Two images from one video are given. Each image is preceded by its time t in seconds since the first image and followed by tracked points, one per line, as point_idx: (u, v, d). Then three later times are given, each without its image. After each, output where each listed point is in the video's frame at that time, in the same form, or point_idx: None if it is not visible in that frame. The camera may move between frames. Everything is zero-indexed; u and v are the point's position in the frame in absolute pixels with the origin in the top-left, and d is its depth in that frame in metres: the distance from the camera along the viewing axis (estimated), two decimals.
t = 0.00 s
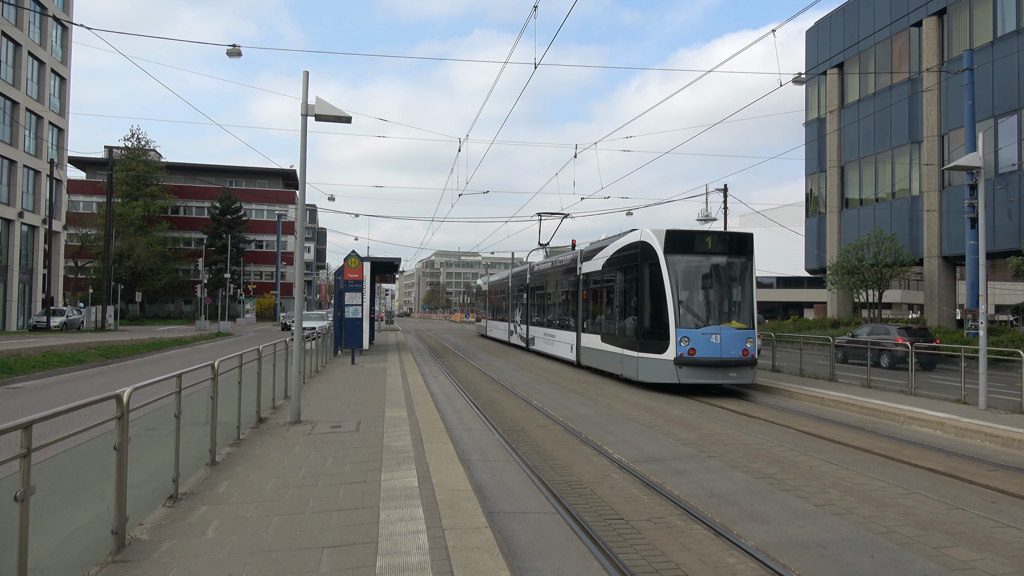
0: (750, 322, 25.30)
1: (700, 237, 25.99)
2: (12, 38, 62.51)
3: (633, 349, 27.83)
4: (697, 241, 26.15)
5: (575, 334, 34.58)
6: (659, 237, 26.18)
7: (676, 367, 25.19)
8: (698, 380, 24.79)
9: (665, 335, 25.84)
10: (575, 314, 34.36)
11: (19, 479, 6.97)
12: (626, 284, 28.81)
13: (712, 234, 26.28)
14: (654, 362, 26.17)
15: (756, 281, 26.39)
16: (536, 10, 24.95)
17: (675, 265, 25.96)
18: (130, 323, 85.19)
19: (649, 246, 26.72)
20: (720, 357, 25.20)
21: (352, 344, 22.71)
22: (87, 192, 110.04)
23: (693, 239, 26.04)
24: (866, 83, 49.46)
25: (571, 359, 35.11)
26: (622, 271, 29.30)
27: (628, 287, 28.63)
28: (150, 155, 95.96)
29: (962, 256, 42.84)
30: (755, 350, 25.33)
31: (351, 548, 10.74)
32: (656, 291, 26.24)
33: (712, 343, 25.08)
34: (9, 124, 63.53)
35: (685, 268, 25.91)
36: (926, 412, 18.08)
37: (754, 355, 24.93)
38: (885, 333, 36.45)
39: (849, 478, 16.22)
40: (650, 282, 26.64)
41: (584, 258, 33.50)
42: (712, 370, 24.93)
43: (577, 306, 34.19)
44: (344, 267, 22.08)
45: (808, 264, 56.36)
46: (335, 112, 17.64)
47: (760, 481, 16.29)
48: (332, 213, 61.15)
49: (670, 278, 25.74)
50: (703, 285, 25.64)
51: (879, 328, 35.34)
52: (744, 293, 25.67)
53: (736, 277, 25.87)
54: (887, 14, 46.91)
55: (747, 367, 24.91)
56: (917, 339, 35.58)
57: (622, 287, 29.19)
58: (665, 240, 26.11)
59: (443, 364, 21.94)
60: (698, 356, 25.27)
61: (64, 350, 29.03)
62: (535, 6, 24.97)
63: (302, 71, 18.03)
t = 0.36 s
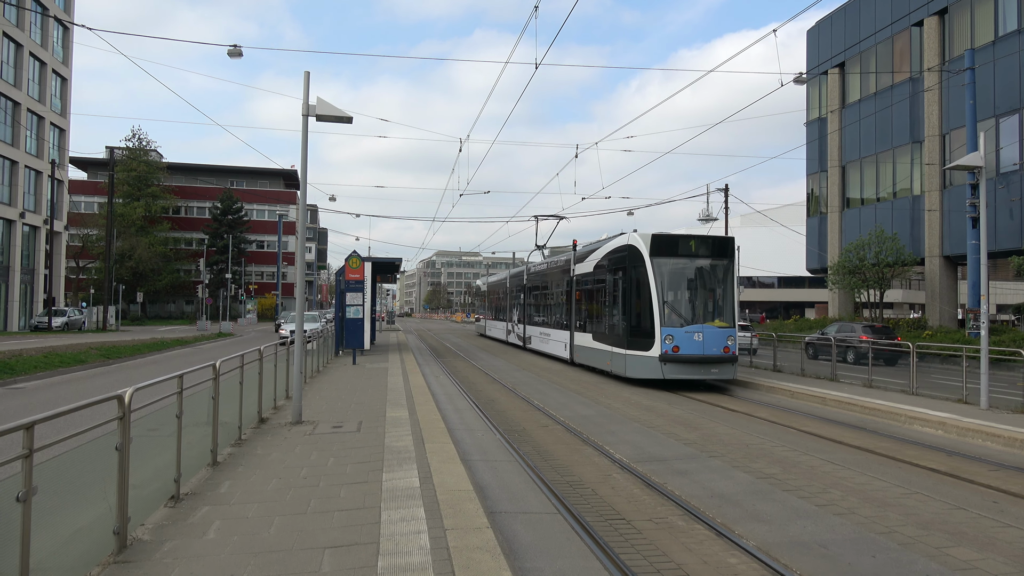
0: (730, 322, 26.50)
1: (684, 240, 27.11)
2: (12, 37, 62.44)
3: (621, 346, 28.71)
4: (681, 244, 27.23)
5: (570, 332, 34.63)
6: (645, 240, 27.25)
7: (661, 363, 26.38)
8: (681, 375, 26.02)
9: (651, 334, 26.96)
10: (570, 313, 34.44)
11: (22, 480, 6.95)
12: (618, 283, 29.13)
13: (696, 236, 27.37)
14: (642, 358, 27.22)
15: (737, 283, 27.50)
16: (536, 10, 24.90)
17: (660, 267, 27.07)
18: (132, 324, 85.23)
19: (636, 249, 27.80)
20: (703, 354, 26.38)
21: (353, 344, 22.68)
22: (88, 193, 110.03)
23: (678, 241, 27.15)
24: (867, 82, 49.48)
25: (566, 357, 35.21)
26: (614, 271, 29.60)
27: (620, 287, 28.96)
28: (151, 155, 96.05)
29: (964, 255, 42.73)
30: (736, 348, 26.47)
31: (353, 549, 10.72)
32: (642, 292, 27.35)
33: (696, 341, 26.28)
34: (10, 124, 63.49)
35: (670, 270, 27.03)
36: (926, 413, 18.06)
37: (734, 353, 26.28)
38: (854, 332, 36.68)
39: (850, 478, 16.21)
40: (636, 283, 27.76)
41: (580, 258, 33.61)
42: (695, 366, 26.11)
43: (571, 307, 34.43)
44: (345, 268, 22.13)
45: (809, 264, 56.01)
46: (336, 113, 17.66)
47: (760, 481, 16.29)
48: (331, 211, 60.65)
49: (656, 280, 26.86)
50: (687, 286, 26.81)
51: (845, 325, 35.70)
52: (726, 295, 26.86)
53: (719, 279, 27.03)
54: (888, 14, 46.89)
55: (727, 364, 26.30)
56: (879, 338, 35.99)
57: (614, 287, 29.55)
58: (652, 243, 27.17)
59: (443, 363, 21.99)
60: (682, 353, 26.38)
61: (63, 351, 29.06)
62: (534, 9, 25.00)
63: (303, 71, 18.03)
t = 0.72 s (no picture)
0: (731, 324, 25.62)
1: (685, 240, 26.04)
2: None
3: (620, 349, 27.61)
4: (682, 244, 26.15)
5: (570, 335, 33.18)
6: (645, 240, 26.18)
7: (660, 366, 25.43)
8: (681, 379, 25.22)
9: (650, 336, 25.92)
10: (571, 315, 32.97)
11: None
12: (617, 285, 27.78)
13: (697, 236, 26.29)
14: (640, 361, 26.21)
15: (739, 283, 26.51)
16: None
17: (660, 268, 26.02)
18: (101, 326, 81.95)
19: (633, 248, 26.73)
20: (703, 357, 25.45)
21: (342, 349, 21.23)
22: (52, 184, 107.85)
23: (678, 241, 26.10)
24: (904, 62, 47.96)
25: (567, 361, 33.77)
26: (614, 271, 28.25)
27: (619, 288, 27.60)
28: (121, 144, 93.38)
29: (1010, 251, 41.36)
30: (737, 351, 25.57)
31: None
32: (640, 293, 26.31)
33: (696, 344, 25.36)
34: None
35: (670, 271, 26.00)
36: (972, 424, 16.48)
37: (736, 355, 25.51)
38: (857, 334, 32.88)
39: (888, 496, 14.63)
40: (633, 284, 26.70)
41: (580, 258, 32.15)
42: (695, 370, 25.25)
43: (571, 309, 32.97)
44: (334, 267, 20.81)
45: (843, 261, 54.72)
46: (324, 97, 16.20)
47: (790, 500, 14.71)
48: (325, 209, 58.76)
49: (656, 282, 25.82)
50: (688, 288, 25.80)
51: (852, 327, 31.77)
52: (727, 297, 25.95)
53: (721, 281, 26.04)
54: None
55: (729, 368, 25.52)
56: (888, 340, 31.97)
57: (613, 288, 28.21)
58: (651, 243, 26.12)
59: (440, 370, 20.47)
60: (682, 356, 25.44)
61: (30, 355, 27.48)
62: None
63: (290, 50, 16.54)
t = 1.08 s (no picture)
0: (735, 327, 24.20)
1: (686, 239, 24.49)
2: None
3: (619, 352, 26.11)
4: (682, 244, 24.58)
5: (572, 339, 31.64)
6: (644, 240, 24.63)
7: (660, 370, 24.02)
8: (682, 383, 23.82)
9: (650, 339, 24.45)
10: (572, 318, 31.41)
11: None
12: (617, 286, 26.27)
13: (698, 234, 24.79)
14: (640, 365, 24.73)
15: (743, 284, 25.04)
16: None
17: (661, 269, 24.49)
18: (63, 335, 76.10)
19: (632, 248, 25.20)
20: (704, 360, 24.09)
21: (331, 356, 19.75)
22: (12, 178, 102.69)
23: (679, 241, 24.53)
24: (951, 37, 45.50)
25: (569, 367, 32.24)
26: (614, 272, 26.75)
27: (619, 289, 26.10)
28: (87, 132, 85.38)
29: None
30: (740, 353, 24.22)
31: None
32: (639, 295, 24.80)
33: (697, 347, 23.97)
34: None
35: (671, 272, 24.48)
36: None
37: (739, 358, 24.14)
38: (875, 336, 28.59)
39: (938, 518, 12.79)
40: (633, 286, 25.19)
41: (580, 259, 30.59)
42: (696, 373, 23.84)
43: (571, 312, 31.51)
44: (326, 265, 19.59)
45: (886, 257, 52.45)
46: (309, 79, 14.69)
47: (826, 521, 12.80)
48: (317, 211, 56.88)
49: (657, 283, 24.31)
50: (690, 290, 24.29)
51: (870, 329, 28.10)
52: (731, 299, 24.48)
53: (725, 282, 24.54)
54: None
55: (732, 371, 24.13)
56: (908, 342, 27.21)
57: (613, 290, 26.70)
58: (651, 243, 24.58)
59: (439, 381, 18.80)
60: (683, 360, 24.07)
61: None
62: None
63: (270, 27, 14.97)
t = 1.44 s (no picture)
0: (734, 330, 22.96)
1: (682, 240, 23.28)
2: None
3: (614, 357, 24.80)
4: (679, 246, 23.35)
5: (570, 344, 30.07)
6: (640, 241, 23.37)
7: (657, 375, 22.79)
8: (678, 388, 22.63)
9: (646, 343, 23.16)
10: (571, 323, 29.90)
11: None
12: (612, 290, 25.04)
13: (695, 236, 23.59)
14: (634, 369, 23.50)
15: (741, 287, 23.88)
16: None
17: (658, 272, 23.23)
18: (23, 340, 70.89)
19: (627, 251, 23.95)
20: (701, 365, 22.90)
21: (319, 364, 18.51)
22: None
23: (675, 243, 23.30)
24: (998, 14, 41.23)
25: (566, 373, 30.68)
26: (609, 275, 25.54)
27: (614, 294, 24.80)
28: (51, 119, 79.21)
29: None
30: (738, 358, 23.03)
31: None
32: (635, 299, 23.54)
33: (693, 351, 22.75)
34: None
35: (668, 275, 23.23)
36: None
37: (736, 363, 22.92)
38: (894, 339, 26.69)
39: (995, 542, 10.66)
40: (628, 290, 23.92)
41: (577, 261, 29.24)
42: (693, 378, 22.65)
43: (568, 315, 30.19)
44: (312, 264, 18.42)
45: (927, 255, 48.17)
46: (294, 61, 13.40)
47: (862, 546, 10.65)
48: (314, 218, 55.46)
49: (654, 287, 23.02)
50: (688, 293, 23.05)
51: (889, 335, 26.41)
52: (731, 302, 23.21)
53: (723, 286, 23.32)
54: None
55: (728, 375, 22.90)
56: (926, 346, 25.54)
57: (607, 293, 25.44)
58: (646, 245, 23.31)
59: (438, 394, 17.20)
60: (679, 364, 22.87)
61: None
62: None
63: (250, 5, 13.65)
